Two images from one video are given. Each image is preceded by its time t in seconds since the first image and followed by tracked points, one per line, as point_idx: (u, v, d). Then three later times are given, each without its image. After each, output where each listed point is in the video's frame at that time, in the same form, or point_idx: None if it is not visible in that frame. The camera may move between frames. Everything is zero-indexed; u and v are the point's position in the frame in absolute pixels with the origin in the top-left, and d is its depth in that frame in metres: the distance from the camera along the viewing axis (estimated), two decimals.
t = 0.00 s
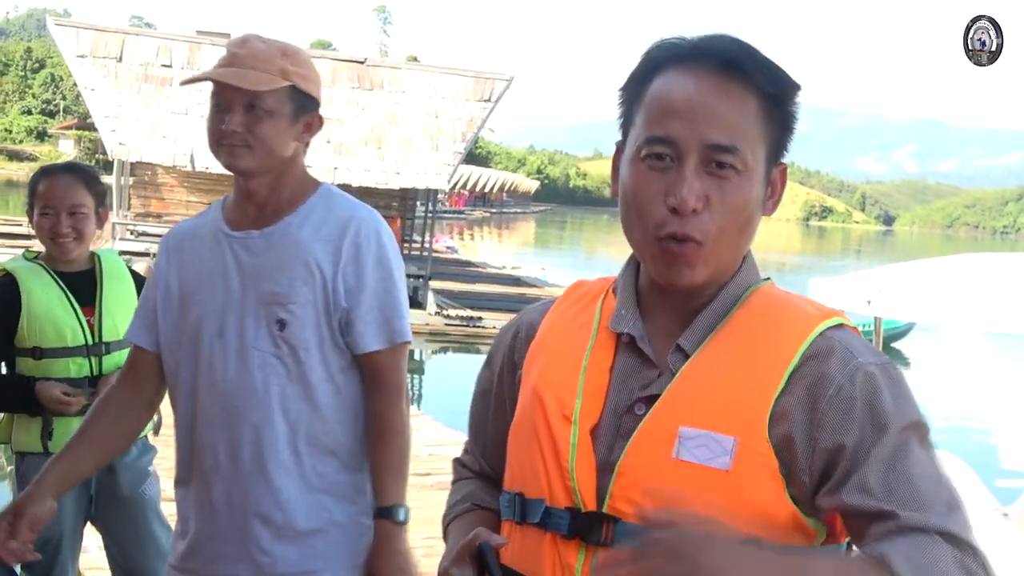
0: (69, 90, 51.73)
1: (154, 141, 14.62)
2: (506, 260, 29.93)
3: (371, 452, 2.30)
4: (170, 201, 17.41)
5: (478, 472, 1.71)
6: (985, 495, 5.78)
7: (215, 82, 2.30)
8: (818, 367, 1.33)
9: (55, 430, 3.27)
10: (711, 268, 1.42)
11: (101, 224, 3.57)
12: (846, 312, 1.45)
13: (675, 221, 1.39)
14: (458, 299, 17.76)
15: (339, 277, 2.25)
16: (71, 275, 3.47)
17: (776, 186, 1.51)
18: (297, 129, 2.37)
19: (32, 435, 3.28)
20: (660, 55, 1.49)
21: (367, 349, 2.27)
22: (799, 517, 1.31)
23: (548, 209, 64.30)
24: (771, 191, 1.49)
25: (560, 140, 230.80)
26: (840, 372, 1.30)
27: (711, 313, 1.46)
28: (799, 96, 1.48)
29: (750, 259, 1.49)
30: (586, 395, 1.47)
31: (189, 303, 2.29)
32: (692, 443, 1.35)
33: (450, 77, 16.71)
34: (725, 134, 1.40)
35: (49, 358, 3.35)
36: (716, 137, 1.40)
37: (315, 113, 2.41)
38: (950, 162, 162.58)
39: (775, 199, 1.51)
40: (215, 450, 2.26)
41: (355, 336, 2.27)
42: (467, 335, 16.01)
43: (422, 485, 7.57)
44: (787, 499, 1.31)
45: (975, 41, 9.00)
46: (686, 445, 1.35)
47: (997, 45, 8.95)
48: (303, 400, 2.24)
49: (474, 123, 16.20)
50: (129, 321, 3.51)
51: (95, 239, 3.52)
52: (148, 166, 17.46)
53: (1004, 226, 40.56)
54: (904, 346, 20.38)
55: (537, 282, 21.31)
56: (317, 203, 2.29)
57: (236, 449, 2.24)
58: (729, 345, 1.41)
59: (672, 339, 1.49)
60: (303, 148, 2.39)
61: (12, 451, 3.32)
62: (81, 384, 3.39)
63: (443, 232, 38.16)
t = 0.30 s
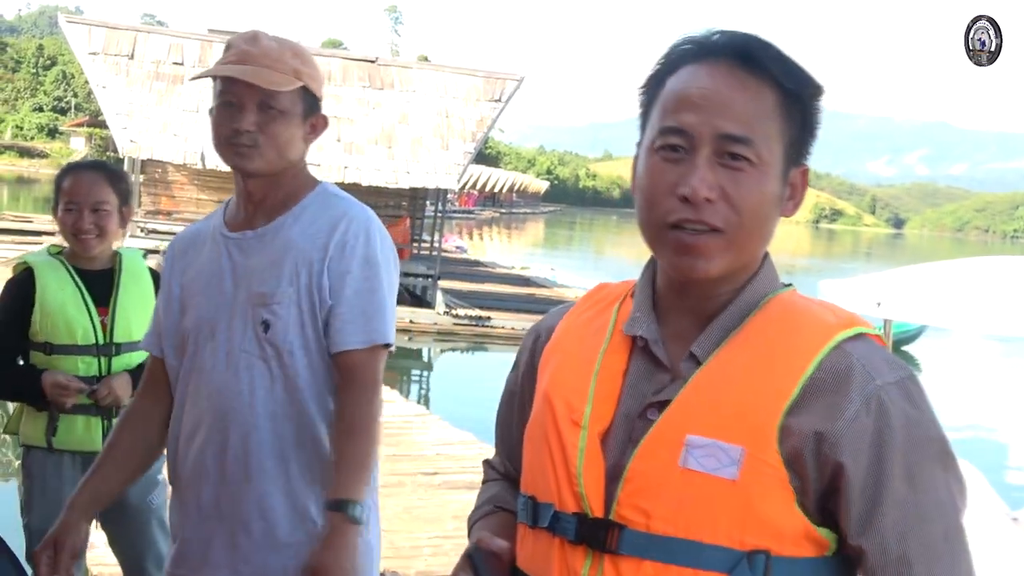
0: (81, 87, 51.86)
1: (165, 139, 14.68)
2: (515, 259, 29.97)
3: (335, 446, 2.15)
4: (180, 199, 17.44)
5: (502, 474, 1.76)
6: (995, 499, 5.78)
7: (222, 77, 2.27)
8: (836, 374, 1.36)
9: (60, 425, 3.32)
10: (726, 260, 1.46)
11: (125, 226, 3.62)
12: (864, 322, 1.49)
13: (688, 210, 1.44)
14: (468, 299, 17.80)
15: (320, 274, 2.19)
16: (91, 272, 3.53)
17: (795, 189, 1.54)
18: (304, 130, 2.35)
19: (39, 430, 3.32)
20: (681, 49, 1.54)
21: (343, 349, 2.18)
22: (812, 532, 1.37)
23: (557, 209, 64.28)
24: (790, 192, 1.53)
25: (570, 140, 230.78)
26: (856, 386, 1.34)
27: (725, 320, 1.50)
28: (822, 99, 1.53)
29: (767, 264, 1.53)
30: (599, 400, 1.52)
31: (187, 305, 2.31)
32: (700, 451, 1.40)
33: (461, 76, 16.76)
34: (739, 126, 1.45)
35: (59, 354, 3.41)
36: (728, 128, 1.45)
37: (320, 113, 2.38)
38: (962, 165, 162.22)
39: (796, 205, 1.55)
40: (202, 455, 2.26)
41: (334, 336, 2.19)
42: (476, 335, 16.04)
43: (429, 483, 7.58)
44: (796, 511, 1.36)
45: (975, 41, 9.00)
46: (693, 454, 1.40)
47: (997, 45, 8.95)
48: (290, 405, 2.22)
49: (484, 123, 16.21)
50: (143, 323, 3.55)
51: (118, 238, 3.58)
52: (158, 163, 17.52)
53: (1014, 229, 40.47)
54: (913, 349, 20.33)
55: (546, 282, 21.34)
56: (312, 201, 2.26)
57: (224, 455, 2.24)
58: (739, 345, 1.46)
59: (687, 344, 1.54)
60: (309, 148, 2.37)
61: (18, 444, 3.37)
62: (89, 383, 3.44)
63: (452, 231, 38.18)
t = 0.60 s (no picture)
0: (98, 89, 52.06)
1: (180, 140, 14.64)
2: (530, 260, 29.95)
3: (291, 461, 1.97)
4: (196, 199, 17.45)
5: (527, 478, 1.71)
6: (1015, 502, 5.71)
7: (260, 83, 2.21)
8: (880, 383, 1.35)
9: (72, 426, 3.32)
10: (766, 267, 1.44)
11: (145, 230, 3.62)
12: (904, 328, 1.48)
13: (725, 218, 1.41)
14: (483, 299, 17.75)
15: (334, 297, 2.10)
16: (109, 276, 3.53)
17: (833, 190, 1.50)
18: (346, 137, 2.26)
19: (50, 431, 3.33)
20: (715, 48, 1.51)
21: (339, 373, 2.05)
22: (856, 542, 1.35)
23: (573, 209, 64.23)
24: (828, 194, 1.49)
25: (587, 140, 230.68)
26: (900, 395, 1.32)
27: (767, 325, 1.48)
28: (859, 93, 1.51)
29: (805, 269, 1.52)
30: (639, 405, 1.50)
31: (217, 314, 2.30)
32: (745, 465, 1.38)
33: (476, 76, 16.78)
34: (777, 130, 1.42)
35: (72, 356, 3.40)
36: (767, 132, 1.42)
37: (366, 121, 2.28)
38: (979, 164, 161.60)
39: (834, 203, 1.51)
40: (214, 475, 2.22)
41: (334, 359, 2.07)
42: (490, 335, 15.99)
43: (444, 484, 7.53)
44: (844, 523, 1.35)
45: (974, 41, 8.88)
46: (738, 468, 1.38)
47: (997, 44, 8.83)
48: (294, 427, 2.14)
49: (499, 123, 16.21)
50: (159, 328, 3.52)
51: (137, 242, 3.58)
52: (174, 164, 17.56)
53: None
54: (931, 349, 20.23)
55: (562, 282, 21.31)
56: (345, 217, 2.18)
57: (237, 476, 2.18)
58: (781, 353, 1.44)
59: (725, 353, 1.52)
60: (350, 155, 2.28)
61: (30, 444, 3.37)
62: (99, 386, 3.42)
63: (467, 232, 38.16)
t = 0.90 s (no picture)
0: (108, 89, 52.10)
1: (190, 140, 14.74)
2: (540, 259, 30.02)
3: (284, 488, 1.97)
4: (205, 200, 17.54)
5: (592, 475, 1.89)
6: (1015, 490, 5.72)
7: (307, 75, 2.19)
8: (892, 397, 1.45)
9: (78, 429, 3.36)
10: (736, 276, 1.55)
11: (149, 230, 3.66)
12: (938, 334, 1.55)
13: (681, 234, 1.56)
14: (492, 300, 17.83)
15: (356, 306, 2.07)
16: (113, 278, 3.56)
17: (827, 185, 1.56)
18: (392, 130, 2.28)
19: (58, 433, 3.37)
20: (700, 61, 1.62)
21: (353, 390, 2.01)
22: (870, 560, 1.45)
23: (582, 208, 64.19)
24: (816, 190, 1.56)
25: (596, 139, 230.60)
26: (915, 412, 1.41)
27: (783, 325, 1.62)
28: (874, 88, 1.60)
29: (829, 273, 1.63)
30: (664, 414, 1.67)
31: (249, 309, 2.36)
32: (753, 485, 1.52)
33: (485, 76, 16.89)
34: (718, 140, 1.54)
35: (80, 361, 3.44)
36: (707, 144, 1.54)
37: (408, 112, 2.31)
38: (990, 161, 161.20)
39: (837, 199, 1.57)
40: (236, 479, 2.24)
41: (348, 371, 2.03)
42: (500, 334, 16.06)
43: (455, 483, 7.55)
44: (858, 545, 1.44)
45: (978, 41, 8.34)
46: (747, 488, 1.52)
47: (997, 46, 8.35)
48: (306, 437, 2.12)
49: (508, 123, 16.30)
50: (164, 331, 3.58)
51: (142, 243, 3.61)
52: (184, 165, 17.61)
53: None
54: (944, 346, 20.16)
55: (571, 282, 21.37)
56: (376, 220, 2.15)
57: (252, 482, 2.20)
58: (802, 368, 1.56)
59: (750, 362, 1.66)
60: (393, 149, 2.29)
61: (36, 446, 3.42)
62: (108, 390, 3.47)
63: (476, 232, 38.20)
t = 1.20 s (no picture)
0: (118, 89, 52.12)
1: (200, 140, 14.79)
2: (550, 258, 30.05)
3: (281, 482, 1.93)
4: (215, 200, 17.59)
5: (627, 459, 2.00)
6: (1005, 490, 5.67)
7: (305, 67, 2.18)
8: (869, 383, 1.47)
9: (93, 431, 3.38)
10: (708, 265, 1.66)
11: (157, 231, 3.69)
12: (940, 329, 1.54)
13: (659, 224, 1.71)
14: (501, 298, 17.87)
15: (357, 305, 2.08)
16: (122, 280, 3.59)
17: (791, 171, 1.59)
18: (397, 125, 2.23)
19: (71, 436, 3.39)
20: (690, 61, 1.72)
21: (349, 389, 2.00)
22: (836, 538, 1.50)
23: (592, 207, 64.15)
24: (782, 177, 1.60)
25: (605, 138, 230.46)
26: (885, 398, 1.44)
27: (785, 306, 1.68)
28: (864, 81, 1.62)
29: (832, 262, 1.67)
30: (670, 392, 1.77)
31: (259, 303, 2.40)
32: (728, 456, 1.57)
33: (495, 75, 16.95)
34: (681, 137, 1.67)
35: (94, 364, 3.47)
36: (674, 142, 1.68)
37: (416, 106, 2.25)
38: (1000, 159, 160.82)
39: (796, 188, 1.60)
40: (236, 471, 2.27)
41: (347, 370, 2.02)
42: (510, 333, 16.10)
43: (465, 482, 7.57)
44: (825, 523, 1.50)
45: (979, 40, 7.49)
46: (723, 459, 1.58)
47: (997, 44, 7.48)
48: (300, 431, 2.14)
49: (518, 122, 16.35)
50: (174, 332, 3.62)
51: (150, 244, 3.64)
52: (194, 164, 17.64)
53: None
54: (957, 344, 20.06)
55: (580, 280, 21.39)
56: (384, 220, 2.16)
57: (252, 478, 2.22)
58: (789, 350, 1.59)
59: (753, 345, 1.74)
60: (398, 144, 2.25)
61: (48, 446, 3.43)
62: (122, 392, 3.50)
63: (486, 232, 38.23)
